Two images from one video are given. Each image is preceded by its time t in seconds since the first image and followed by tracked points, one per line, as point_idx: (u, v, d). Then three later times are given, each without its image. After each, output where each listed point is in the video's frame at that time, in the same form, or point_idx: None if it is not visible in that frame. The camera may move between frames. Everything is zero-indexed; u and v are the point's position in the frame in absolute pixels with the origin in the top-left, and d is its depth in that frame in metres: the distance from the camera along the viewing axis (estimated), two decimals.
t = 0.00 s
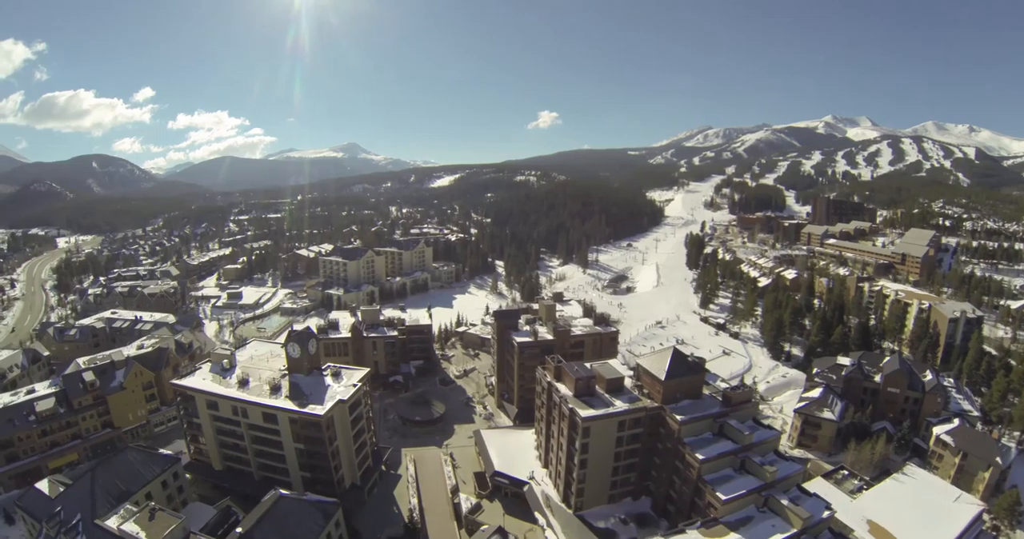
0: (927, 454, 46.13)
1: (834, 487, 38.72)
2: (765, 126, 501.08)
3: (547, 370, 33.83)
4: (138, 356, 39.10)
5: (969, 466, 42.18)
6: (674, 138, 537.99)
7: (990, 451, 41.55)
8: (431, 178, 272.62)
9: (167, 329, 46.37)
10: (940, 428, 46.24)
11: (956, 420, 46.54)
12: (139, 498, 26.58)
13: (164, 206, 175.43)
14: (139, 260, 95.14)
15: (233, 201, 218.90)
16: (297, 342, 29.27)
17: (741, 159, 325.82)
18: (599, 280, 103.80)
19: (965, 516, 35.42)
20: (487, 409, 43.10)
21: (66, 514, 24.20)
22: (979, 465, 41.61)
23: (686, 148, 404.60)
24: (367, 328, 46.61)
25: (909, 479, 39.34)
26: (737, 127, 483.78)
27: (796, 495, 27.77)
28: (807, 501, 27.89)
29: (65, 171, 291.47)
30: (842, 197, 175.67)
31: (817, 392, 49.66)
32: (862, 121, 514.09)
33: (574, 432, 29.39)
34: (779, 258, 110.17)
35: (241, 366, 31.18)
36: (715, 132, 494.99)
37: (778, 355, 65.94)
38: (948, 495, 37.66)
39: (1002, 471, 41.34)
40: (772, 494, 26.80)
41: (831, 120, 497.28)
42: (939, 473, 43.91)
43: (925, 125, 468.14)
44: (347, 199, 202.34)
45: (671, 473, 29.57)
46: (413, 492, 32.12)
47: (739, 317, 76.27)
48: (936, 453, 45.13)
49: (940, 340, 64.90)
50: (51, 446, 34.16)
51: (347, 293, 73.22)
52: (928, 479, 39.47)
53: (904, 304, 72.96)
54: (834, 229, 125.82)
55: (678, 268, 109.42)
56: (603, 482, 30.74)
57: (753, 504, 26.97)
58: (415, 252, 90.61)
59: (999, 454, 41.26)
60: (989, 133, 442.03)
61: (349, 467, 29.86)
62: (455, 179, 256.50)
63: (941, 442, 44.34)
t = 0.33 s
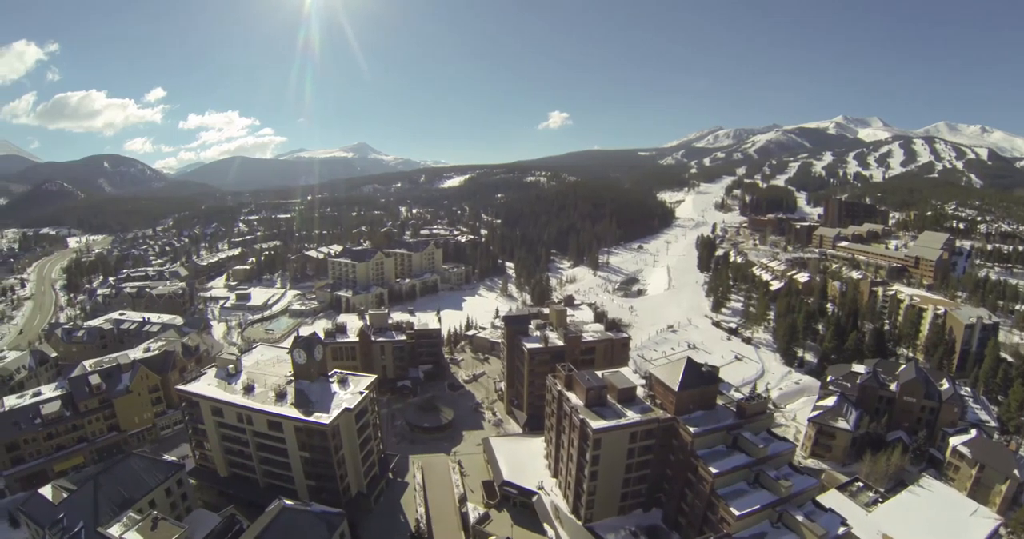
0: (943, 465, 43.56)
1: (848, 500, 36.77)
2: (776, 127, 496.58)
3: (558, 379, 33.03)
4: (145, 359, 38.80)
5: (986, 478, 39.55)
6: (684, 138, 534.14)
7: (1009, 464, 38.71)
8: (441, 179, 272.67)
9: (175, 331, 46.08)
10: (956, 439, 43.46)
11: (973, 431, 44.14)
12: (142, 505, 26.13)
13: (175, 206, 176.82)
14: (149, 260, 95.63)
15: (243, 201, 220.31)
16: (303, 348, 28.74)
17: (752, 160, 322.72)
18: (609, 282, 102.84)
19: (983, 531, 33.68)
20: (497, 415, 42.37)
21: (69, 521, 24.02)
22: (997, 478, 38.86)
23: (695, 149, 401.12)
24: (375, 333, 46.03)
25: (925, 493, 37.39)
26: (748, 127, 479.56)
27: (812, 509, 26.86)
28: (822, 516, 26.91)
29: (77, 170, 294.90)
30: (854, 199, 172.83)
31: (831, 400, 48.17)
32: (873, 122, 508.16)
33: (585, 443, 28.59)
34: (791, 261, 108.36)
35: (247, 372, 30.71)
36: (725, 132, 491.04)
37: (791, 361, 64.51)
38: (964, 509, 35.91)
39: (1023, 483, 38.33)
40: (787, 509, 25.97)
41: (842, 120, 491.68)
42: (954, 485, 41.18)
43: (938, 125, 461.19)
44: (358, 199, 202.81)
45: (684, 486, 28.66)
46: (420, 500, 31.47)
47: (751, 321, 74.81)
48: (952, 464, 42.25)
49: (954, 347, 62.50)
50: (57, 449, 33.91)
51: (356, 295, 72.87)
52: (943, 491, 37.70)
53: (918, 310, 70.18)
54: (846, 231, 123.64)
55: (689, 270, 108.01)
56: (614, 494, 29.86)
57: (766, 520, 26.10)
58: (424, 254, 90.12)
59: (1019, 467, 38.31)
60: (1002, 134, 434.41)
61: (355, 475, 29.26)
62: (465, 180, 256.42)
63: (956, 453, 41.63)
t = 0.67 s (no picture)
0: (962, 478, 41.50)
1: (863, 514, 34.70)
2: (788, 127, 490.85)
3: (569, 388, 32.17)
4: (153, 362, 38.53)
5: (1007, 492, 37.18)
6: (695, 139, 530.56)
7: None
8: (453, 179, 272.80)
9: (184, 333, 45.87)
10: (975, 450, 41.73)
11: (993, 443, 42.00)
12: (147, 512, 25.69)
13: (188, 206, 178.49)
14: (161, 260, 96.23)
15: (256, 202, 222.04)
16: (310, 355, 28.17)
17: (764, 160, 318.95)
18: (622, 284, 101.73)
19: None
20: (507, 422, 41.58)
21: (73, 527, 23.95)
22: (1017, 491, 36.57)
23: (707, 149, 397.66)
24: (384, 337, 45.48)
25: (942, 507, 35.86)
26: (760, 128, 474.15)
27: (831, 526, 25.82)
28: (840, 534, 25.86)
29: (92, 170, 299.22)
30: (868, 201, 169.80)
31: (846, 409, 45.95)
32: (887, 122, 499.61)
33: (597, 454, 27.69)
34: (805, 264, 106.39)
35: (254, 377, 30.25)
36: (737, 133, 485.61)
37: (805, 368, 62.97)
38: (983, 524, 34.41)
39: None
40: (803, 526, 24.97)
41: (855, 121, 484.86)
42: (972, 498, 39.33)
43: (952, 126, 452.95)
44: (369, 199, 203.41)
45: (697, 500, 27.69)
46: (427, 508, 30.78)
47: (765, 326, 73.26)
48: (970, 476, 40.47)
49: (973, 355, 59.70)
50: (65, 451, 33.71)
51: (366, 297, 72.35)
52: (962, 504, 36.20)
53: (935, 316, 67.78)
54: (861, 234, 121.11)
55: (702, 273, 106.43)
56: (626, 507, 28.93)
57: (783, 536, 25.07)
58: (436, 256, 89.68)
59: None
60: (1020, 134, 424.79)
61: (362, 483, 28.66)
62: (476, 181, 256.42)
63: (974, 465, 39.83)
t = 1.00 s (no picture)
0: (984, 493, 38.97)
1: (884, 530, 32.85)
2: (804, 129, 483.91)
3: (584, 397, 31.18)
4: (163, 364, 38.27)
5: None
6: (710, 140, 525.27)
7: None
8: (468, 179, 272.82)
9: (196, 334, 45.67)
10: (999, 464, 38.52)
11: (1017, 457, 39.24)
12: (154, 518, 25.25)
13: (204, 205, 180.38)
14: (176, 260, 97.03)
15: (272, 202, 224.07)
16: (321, 361, 27.55)
17: (781, 161, 314.27)
18: (638, 287, 100.31)
19: None
20: (520, 428, 40.71)
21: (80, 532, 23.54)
22: None
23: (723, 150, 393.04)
24: (397, 341, 44.84)
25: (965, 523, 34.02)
26: (777, 129, 467.35)
27: None
28: None
29: (110, 169, 304.66)
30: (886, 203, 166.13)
31: (864, 421, 43.60)
32: (904, 122, 490.07)
33: (611, 467, 26.68)
34: (823, 268, 103.90)
35: (264, 382, 29.77)
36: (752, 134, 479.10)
37: (823, 376, 61.05)
38: None
39: None
40: None
41: (872, 121, 476.34)
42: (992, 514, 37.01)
43: (971, 127, 442.91)
44: (385, 199, 204.03)
45: (713, 515, 26.53)
46: (438, 517, 29.99)
47: (782, 332, 71.36)
48: (990, 492, 38.03)
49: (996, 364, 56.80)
50: (75, 452, 33.52)
51: (379, 299, 71.93)
52: (982, 521, 34.40)
53: (955, 323, 65.19)
54: (879, 237, 117.84)
55: (718, 276, 104.47)
56: (640, 520, 27.88)
57: None
58: (450, 257, 89.13)
59: None
60: None
61: (371, 491, 27.91)
62: (490, 181, 256.11)
63: (996, 480, 37.46)
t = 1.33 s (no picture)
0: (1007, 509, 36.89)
1: None
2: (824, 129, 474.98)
3: (601, 407, 30.09)
4: (176, 365, 38.04)
5: None
6: (728, 141, 518.37)
7: None
8: (485, 179, 272.69)
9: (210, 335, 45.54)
10: None
11: None
12: (162, 523, 24.80)
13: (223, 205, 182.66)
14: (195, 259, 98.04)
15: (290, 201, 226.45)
16: (334, 366, 26.90)
17: (800, 162, 308.53)
18: (655, 290, 98.78)
19: None
20: (535, 435, 39.76)
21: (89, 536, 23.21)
22: None
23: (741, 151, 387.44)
24: (411, 344, 44.09)
25: None
26: (797, 130, 459.27)
27: None
28: None
29: (132, 169, 310.98)
30: (906, 206, 161.70)
31: (886, 432, 41.15)
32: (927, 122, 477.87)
33: (628, 480, 25.62)
34: (842, 272, 101.16)
35: (275, 386, 29.30)
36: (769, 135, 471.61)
37: (842, 384, 58.93)
38: None
39: None
40: None
41: (892, 121, 465.83)
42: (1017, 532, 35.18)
43: (993, 129, 430.91)
44: (402, 199, 204.64)
45: (731, 531, 25.34)
46: (450, 525, 29.14)
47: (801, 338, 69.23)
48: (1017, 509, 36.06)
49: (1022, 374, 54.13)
50: (88, 452, 33.39)
51: (395, 301, 71.54)
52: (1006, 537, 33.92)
53: (979, 332, 62.48)
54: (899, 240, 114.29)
55: (736, 280, 102.31)
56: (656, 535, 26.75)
57: None
58: (467, 259, 88.45)
59: None
60: None
61: (381, 499, 27.16)
62: (507, 182, 255.60)
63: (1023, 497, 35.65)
